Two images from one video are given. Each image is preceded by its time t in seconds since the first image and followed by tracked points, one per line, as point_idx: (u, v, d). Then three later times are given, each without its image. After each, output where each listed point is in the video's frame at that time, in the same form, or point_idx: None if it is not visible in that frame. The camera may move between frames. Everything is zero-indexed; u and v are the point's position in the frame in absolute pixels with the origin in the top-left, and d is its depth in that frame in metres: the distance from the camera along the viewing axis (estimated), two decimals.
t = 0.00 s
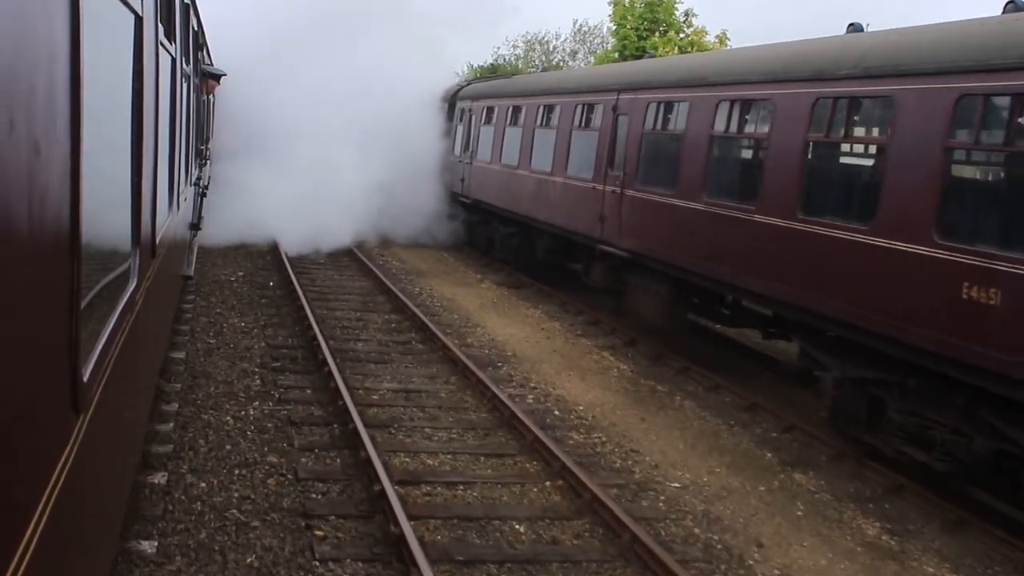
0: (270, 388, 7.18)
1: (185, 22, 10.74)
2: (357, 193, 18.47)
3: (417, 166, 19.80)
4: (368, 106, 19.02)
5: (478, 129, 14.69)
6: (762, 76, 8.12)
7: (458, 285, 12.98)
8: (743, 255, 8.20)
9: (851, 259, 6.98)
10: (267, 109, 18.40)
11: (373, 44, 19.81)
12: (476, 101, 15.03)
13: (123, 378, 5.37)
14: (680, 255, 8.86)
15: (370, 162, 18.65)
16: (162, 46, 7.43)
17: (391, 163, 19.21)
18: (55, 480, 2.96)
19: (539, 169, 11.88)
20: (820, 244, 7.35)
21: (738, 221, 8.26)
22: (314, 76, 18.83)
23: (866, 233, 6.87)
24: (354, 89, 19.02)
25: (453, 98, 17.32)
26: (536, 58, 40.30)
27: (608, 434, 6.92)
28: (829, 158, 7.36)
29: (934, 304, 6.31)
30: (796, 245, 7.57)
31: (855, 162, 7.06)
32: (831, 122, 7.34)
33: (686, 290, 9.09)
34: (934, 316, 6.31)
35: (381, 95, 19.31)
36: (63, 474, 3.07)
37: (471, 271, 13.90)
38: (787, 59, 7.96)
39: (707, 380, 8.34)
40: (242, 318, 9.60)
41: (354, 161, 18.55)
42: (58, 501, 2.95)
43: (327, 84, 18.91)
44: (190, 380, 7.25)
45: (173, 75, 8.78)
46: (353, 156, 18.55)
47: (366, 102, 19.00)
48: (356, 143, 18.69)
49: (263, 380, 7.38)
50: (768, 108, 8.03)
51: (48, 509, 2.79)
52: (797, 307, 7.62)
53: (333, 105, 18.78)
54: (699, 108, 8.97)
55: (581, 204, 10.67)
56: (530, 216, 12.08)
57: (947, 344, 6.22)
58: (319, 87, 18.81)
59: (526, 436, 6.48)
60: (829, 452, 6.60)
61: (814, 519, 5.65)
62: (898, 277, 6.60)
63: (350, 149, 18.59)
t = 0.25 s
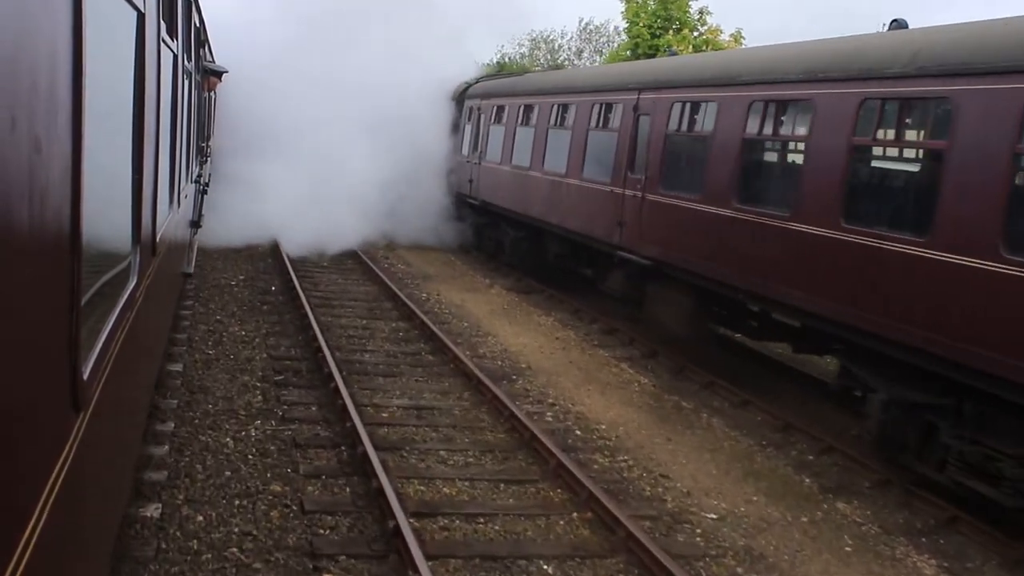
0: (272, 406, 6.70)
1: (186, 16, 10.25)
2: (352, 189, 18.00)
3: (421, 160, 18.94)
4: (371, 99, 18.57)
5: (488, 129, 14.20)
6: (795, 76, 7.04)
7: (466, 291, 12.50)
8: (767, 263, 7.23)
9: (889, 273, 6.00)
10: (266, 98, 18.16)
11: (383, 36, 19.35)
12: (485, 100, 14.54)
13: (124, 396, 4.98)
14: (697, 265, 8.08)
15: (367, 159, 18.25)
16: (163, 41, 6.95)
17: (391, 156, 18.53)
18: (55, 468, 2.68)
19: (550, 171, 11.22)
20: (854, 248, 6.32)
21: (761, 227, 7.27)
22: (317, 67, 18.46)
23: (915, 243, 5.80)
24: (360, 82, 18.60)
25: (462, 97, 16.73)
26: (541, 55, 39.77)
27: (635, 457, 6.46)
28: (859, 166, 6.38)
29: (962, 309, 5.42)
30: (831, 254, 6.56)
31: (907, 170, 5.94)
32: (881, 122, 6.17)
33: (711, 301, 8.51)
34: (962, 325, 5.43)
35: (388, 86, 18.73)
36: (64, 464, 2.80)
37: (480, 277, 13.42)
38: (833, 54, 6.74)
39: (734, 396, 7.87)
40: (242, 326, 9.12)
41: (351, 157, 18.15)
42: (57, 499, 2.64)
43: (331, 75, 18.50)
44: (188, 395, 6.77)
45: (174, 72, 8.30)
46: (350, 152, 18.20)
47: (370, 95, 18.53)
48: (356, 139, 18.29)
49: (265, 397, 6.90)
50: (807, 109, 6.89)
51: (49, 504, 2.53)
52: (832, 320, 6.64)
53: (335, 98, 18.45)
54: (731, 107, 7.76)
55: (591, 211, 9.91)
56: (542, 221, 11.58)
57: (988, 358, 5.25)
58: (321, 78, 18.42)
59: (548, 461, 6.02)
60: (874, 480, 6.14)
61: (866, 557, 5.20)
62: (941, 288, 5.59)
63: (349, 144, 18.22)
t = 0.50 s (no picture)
0: (275, 428, 6.23)
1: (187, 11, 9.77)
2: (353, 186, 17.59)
3: (426, 160, 18.53)
4: (372, 96, 17.99)
5: (497, 131, 13.73)
6: (840, 77, 6.56)
7: (475, 299, 12.05)
8: (808, 277, 6.72)
9: (949, 290, 5.51)
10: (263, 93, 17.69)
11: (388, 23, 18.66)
12: (495, 102, 14.09)
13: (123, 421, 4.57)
14: (727, 278, 7.59)
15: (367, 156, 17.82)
16: (163, 38, 6.48)
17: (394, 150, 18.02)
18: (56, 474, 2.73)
19: (566, 176, 10.73)
20: (908, 263, 5.82)
21: (801, 240, 6.77)
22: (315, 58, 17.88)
23: (979, 260, 5.32)
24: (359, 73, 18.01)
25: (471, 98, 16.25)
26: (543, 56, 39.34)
27: (666, 486, 6.01)
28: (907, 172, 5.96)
29: None
30: (882, 271, 6.04)
31: (943, 178, 5.66)
32: (937, 127, 5.71)
33: (740, 315, 8.03)
34: None
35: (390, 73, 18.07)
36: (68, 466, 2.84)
37: (488, 284, 12.97)
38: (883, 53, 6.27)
39: (765, 417, 7.42)
40: (241, 338, 8.64)
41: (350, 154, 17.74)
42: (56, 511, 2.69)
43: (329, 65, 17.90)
44: (186, 417, 6.30)
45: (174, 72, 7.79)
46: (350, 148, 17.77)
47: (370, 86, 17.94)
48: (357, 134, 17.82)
49: (268, 418, 6.43)
50: (851, 112, 6.42)
51: (49, 505, 2.61)
52: (884, 340, 6.12)
53: (335, 91, 17.90)
54: (767, 109, 7.27)
55: (611, 219, 9.43)
56: (555, 227, 11.13)
57: None
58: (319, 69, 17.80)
59: (574, 491, 5.58)
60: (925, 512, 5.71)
61: None
62: (1003, 308, 5.14)
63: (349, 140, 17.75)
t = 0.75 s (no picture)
0: (279, 455, 5.77)
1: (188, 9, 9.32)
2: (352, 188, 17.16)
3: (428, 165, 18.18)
4: (374, 97, 17.62)
5: (507, 134, 13.28)
6: (881, 74, 6.07)
7: (485, 308, 11.59)
8: (846, 288, 6.26)
9: (1005, 304, 5.02)
10: (259, 91, 17.23)
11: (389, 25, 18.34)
12: (504, 103, 13.63)
13: (117, 456, 4.15)
14: (759, 289, 7.12)
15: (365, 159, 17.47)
16: (163, 42, 6.06)
17: (393, 151, 17.61)
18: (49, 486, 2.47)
19: (580, 180, 10.26)
20: (958, 275, 5.36)
21: (840, 249, 6.31)
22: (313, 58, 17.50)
23: None
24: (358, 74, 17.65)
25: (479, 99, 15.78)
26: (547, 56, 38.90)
27: (703, 517, 5.57)
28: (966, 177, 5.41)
29: None
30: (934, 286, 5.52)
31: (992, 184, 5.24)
32: (1000, 129, 5.19)
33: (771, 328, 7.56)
34: None
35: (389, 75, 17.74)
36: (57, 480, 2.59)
37: (498, 292, 12.51)
38: (932, 46, 5.77)
39: (800, 437, 6.96)
40: (242, 352, 8.18)
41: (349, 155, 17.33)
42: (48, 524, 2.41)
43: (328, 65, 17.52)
44: (181, 444, 5.82)
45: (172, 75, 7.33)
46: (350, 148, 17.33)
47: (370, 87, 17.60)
48: (356, 133, 17.38)
49: (270, 444, 5.96)
50: (900, 112, 5.92)
51: (50, 507, 2.52)
52: (937, 361, 5.61)
53: (334, 91, 17.49)
54: (799, 109, 6.79)
55: (630, 226, 8.96)
56: (569, 233, 10.66)
57: None
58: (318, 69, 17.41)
59: (605, 527, 5.13)
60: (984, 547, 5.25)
61: None
62: None
63: (349, 139, 17.31)
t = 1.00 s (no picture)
0: (283, 491, 5.24)
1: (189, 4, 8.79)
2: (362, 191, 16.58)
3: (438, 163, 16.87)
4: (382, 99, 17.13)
5: (519, 136, 12.74)
6: (942, 74, 5.53)
7: (496, 318, 11.06)
8: (904, 308, 5.71)
9: None
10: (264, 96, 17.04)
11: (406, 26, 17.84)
12: (516, 104, 13.09)
13: (104, 503, 3.66)
14: (803, 307, 6.59)
15: (377, 158, 16.81)
16: (163, 33, 5.54)
17: (404, 152, 16.94)
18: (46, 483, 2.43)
19: (601, 186, 9.74)
20: (1002, 291, 5.01)
21: (899, 266, 5.76)
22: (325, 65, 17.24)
23: None
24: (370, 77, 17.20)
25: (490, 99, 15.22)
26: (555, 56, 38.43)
27: (751, 561, 5.06)
28: None
29: None
30: (1013, 311, 4.95)
31: None
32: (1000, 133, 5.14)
33: (811, 345, 7.04)
34: None
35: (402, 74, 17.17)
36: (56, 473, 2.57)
37: (509, 302, 11.98)
38: (972, 47, 5.42)
39: (845, 466, 6.45)
40: (243, 369, 7.65)
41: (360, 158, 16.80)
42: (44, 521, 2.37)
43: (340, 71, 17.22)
44: (181, 477, 5.31)
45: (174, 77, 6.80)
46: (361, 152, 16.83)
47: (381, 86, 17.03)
48: (363, 137, 16.92)
49: (274, 476, 5.44)
50: (972, 115, 5.33)
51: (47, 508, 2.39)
52: (1017, 394, 5.05)
53: (342, 95, 17.13)
54: (850, 111, 6.25)
55: (656, 236, 8.43)
56: (587, 241, 10.14)
57: None
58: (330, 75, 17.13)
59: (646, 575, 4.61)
60: None
61: None
62: None
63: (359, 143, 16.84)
